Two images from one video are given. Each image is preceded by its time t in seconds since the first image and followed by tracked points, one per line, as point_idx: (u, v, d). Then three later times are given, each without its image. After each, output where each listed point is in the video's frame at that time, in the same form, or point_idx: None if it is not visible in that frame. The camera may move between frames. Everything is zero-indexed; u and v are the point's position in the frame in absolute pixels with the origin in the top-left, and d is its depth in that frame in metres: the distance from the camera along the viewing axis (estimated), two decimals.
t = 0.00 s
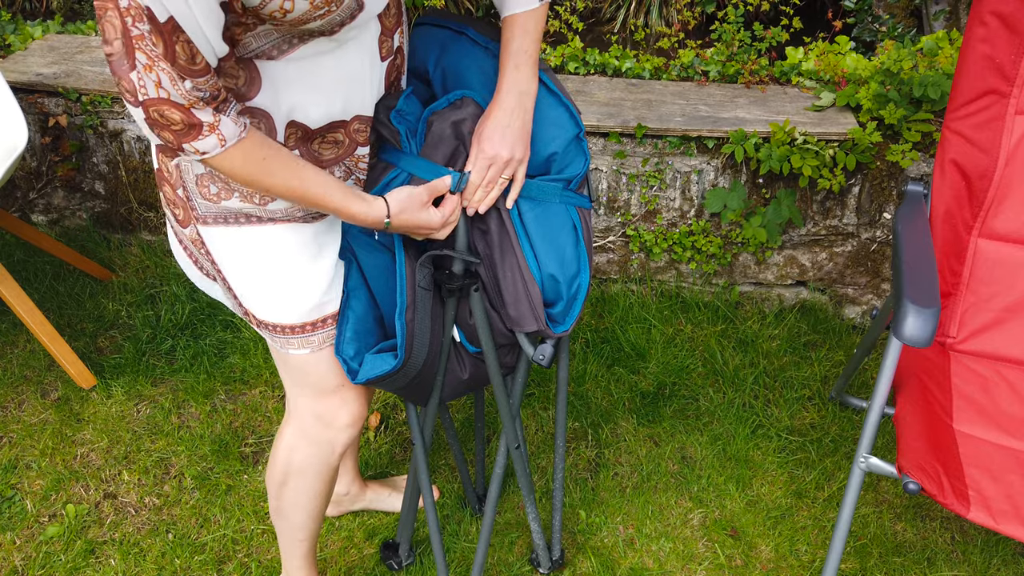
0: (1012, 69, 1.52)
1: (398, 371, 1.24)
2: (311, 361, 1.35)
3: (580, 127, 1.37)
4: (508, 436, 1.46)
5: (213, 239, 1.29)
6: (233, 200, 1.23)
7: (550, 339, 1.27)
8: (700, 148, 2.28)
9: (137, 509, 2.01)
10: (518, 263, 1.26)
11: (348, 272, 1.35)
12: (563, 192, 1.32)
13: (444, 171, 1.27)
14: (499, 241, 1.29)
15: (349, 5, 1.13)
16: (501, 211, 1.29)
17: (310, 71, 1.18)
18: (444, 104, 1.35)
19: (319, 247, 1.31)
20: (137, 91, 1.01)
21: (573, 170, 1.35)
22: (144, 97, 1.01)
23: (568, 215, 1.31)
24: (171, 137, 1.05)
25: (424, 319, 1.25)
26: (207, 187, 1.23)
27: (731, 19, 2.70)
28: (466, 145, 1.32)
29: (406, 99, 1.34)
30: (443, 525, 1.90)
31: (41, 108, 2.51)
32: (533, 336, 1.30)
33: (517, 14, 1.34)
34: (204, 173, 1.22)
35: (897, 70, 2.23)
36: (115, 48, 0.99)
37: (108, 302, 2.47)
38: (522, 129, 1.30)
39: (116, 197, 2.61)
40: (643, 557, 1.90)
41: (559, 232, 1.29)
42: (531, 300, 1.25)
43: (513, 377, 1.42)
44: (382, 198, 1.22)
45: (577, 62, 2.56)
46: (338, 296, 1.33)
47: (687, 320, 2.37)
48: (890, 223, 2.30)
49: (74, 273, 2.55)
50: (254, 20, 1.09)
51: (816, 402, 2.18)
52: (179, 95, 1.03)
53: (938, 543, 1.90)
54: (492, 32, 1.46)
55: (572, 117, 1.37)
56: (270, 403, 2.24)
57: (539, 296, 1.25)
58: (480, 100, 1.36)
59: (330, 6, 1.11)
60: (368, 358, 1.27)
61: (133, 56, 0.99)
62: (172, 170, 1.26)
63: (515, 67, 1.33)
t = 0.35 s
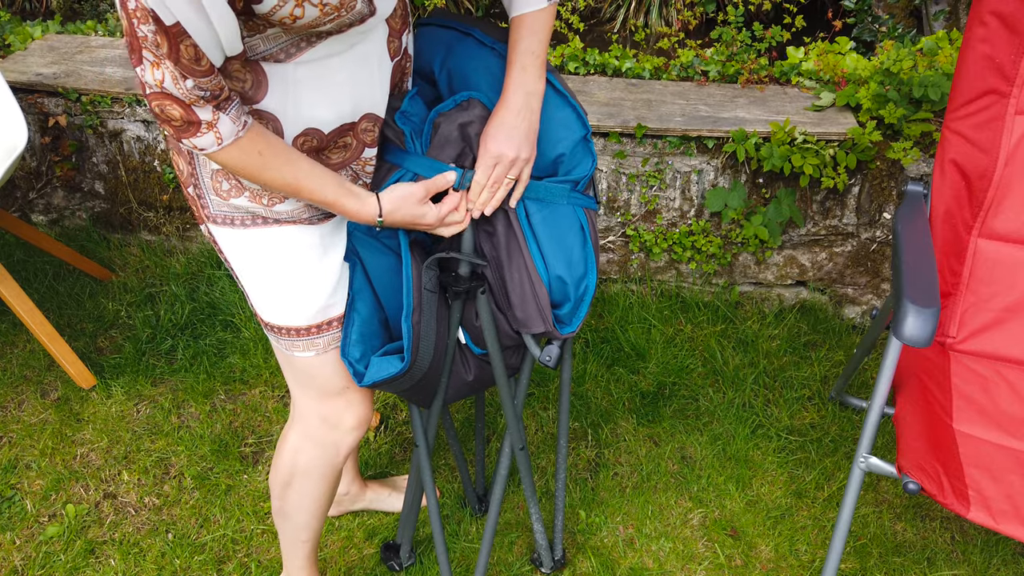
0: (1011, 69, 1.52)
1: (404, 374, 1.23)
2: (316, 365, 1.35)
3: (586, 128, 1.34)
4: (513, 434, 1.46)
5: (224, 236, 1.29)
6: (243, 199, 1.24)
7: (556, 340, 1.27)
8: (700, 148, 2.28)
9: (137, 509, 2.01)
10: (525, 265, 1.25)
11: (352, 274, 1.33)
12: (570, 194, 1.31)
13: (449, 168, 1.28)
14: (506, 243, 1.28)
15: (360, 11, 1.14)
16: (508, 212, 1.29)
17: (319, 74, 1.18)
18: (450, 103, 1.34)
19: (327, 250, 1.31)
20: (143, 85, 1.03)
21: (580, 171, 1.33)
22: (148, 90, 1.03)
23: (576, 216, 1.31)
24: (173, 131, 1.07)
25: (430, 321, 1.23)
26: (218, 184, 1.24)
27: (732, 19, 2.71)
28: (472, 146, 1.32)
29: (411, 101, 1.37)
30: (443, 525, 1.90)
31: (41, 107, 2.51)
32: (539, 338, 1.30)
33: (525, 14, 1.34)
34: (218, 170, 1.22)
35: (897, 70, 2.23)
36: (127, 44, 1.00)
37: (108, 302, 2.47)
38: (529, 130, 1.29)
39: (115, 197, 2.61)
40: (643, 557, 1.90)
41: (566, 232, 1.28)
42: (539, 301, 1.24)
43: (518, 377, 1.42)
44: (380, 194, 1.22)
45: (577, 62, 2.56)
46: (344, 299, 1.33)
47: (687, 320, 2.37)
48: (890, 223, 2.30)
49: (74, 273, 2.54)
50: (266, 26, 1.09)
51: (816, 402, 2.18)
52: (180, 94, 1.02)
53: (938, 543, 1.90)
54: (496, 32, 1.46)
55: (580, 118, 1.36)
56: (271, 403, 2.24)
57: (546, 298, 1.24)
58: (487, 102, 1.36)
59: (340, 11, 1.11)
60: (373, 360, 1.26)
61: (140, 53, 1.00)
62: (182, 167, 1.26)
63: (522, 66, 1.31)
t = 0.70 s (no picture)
0: (1011, 69, 1.52)
1: (408, 371, 1.24)
2: (318, 364, 1.35)
3: (592, 128, 1.34)
4: (515, 435, 1.46)
5: (227, 234, 1.29)
6: (247, 198, 1.23)
7: (558, 340, 1.27)
8: (700, 148, 2.28)
9: (137, 509, 2.01)
10: (529, 263, 1.25)
11: (354, 274, 1.33)
12: (575, 193, 1.31)
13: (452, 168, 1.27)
14: (510, 241, 1.28)
15: (369, 13, 1.16)
16: (513, 211, 1.28)
17: (325, 74, 1.18)
18: (456, 104, 1.33)
19: (330, 249, 1.30)
20: (166, 97, 1.03)
21: (585, 171, 1.33)
22: (172, 103, 1.03)
23: (580, 216, 1.31)
24: (196, 144, 1.07)
25: (434, 320, 1.23)
26: (223, 183, 1.22)
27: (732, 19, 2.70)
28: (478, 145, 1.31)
29: (416, 100, 1.36)
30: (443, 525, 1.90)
31: (41, 107, 2.50)
32: (541, 337, 1.30)
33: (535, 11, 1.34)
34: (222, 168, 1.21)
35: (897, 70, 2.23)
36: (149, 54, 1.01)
37: (108, 302, 2.47)
38: (534, 127, 1.27)
39: (116, 197, 2.61)
40: (643, 557, 1.90)
41: (570, 232, 1.28)
42: (542, 300, 1.25)
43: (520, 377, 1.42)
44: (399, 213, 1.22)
45: (577, 62, 2.56)
46: (347, 298, 1.33)
47: (687, 320, 2.37)
48: (890, 223, 2.30)
49: (74, 273, 2.54)
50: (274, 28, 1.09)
51: (816, 402, 2.18)
52: (205, 103, 1.02)
53: (938, 543, 1.90)
54: (500, 31, 1.45)
55: (585, 117, 1.34)
56: (270, 403, 2.24)
57: (550, 297, 1.25)
58: (493, 101, 1.35)
59: (350, 14, 1.13)
60: (376, 358, 1.26)
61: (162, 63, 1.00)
62: (188, 165, 1.29)
63: (529, 64, 1.31)
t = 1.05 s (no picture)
0: (1011, 69, 1.52)
1: (410, 372, 1.23)
2: (320, 365, 1.36)
3: (594, 130, 1.34)
4: (515, 435, 1.46)
5: (229, 235, 1.29)
6: (251, 198, 1.23)
7: (560, 341, 1.27)
8: (700, 148, 2.28)
9: (137, 509, 2.01)
10: (530, 264, 1.26)
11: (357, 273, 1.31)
12: (577, 194, 1.31)
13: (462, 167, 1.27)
14: (511, 243, 1.28)
15: (373, 9, 1.15)
16: (515, 213, 1.29)
17: (328, 73, 1.18)
18: (458, 104, 1.34)
19: (332, 248, 1.31)
20: (164, 91, 1.02)
21: (587, 172, 1.33)
22: (170, 96, 1.02)
23: (581, 217, 1.30)
24: (194, 139, 1.06)
25: (436, 320, 1.23)
26: (225, 183, 1.22)
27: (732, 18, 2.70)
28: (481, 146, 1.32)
29: (419, 100, 1.36)
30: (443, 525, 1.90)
31: (41, 107, 2.50)
32: (542, 338, 1.30)
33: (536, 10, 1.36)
34: (225, 169, 1.21)
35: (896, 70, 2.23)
36: (144, 48, 0.99)
37: (108, 302, 2.47)
38: (534, 123, 1.28)
39: (116, 197, 2.61)
40: (643, 557, 1.90)
41: (572, 234, 1.28)
42: (544, 302, 1.25)
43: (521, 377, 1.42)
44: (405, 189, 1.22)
45: (577, 62, 2.56)
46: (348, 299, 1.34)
47: (687, 320, 2.38)
48: (890, 223, 2.30)
49: (74, 273, 2.54)
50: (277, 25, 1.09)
51: (816, 402, 2.18)
52: (205, 96, 1.02)
53: (938, 543, 1.90)
54: (501, 32, 1.46)
55: (586, 118, 1.35)
56: (271, 403, 2.24)
57: (551, 298, 1.25)
58: (494, 101, 1.35)
59: (355, 10, 1.12)
60: (379, 360, 1.25)
61: (160, 57, 0.99)
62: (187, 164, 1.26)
63: (529, 63, 1.32)
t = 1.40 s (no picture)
0: (1011, 69, 1.52)
1: (406, 374, 1.23)
2: (318, 366, 1.36)
3: (589, 130, 1.33)
4: (513, 435, 1.46)
5: (227, 237, 1.29)
6: (247, 199, 1.24)
7: (556, 342, 1.28)
8: (700, 148, 2.28)
9: (137, 509, 2.01)
10: (526, 265, 1.26)
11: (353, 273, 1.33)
12: (572, 195, 1.30)
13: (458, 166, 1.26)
14: (507, 244, 1.28)
15: (364, 5, 1.14)
16: (509, 214, 1.28)
17: (323, 71, 1.19)
18: (452, 104, 1.31)
19: (329, 250, 1.31)
20: (149, 91, 1.02)
21: (582, 173, 1.31)
22: (155, 96, 1.02)
23: (577, 217, 1.29)
24: (182, 141, 1.06)
25: (430, 322, 1.22)
26: (222, 184, 1.24)
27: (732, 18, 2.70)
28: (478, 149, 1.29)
29: (413, 100, 1.34)
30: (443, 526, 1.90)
31: (41, 107, 2.50)
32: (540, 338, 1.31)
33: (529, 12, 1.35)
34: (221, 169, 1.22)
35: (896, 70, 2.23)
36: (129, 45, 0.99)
37: (108, 302, 2.47)
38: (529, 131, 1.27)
39: (116, 197, 2.61)
40: (643, 557, 1.90)
41: (567, 234, 1.27)
42: (539, 303, 1.25)
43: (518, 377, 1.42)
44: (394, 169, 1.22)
45: (577, 62, 2.56)
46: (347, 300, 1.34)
47: (687, 320, 2.38)
48: (890, 223, 2.30)
49: (74, 273, 2.54)
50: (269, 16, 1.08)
51: (816, 402, 2.18)
52: (191, 93, 1.02)
53: (938, 543, 1.90)
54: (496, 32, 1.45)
55: (581, 119, 1.34)
56: (270, 403, 2.24)
57: (546, 299, 1.25)
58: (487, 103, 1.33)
59: (345, 6, 1.11)
60: (374, 361, 1.26)
61: (145, 54, 0.99)
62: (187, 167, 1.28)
63: (523, 66, 1.31)
